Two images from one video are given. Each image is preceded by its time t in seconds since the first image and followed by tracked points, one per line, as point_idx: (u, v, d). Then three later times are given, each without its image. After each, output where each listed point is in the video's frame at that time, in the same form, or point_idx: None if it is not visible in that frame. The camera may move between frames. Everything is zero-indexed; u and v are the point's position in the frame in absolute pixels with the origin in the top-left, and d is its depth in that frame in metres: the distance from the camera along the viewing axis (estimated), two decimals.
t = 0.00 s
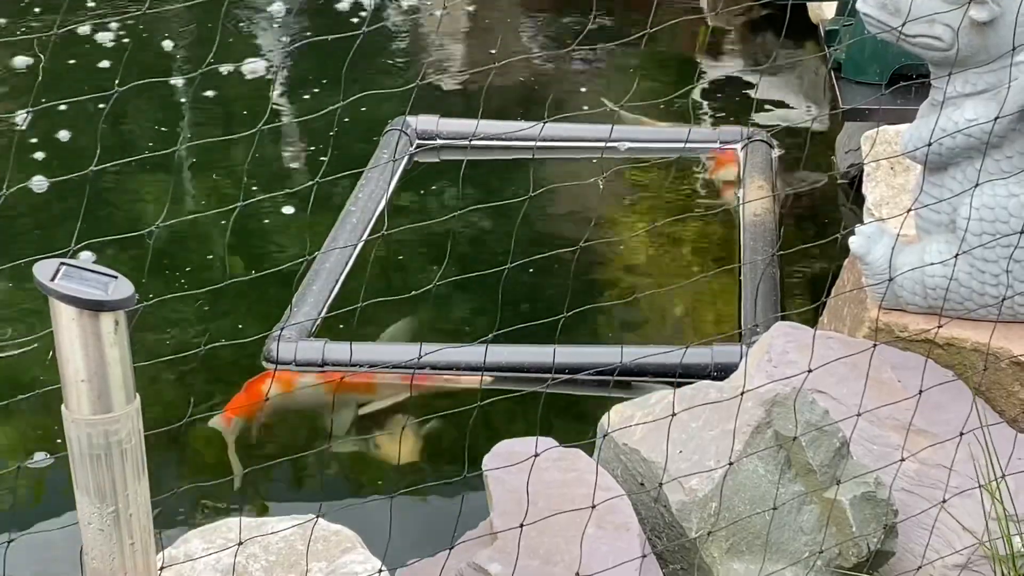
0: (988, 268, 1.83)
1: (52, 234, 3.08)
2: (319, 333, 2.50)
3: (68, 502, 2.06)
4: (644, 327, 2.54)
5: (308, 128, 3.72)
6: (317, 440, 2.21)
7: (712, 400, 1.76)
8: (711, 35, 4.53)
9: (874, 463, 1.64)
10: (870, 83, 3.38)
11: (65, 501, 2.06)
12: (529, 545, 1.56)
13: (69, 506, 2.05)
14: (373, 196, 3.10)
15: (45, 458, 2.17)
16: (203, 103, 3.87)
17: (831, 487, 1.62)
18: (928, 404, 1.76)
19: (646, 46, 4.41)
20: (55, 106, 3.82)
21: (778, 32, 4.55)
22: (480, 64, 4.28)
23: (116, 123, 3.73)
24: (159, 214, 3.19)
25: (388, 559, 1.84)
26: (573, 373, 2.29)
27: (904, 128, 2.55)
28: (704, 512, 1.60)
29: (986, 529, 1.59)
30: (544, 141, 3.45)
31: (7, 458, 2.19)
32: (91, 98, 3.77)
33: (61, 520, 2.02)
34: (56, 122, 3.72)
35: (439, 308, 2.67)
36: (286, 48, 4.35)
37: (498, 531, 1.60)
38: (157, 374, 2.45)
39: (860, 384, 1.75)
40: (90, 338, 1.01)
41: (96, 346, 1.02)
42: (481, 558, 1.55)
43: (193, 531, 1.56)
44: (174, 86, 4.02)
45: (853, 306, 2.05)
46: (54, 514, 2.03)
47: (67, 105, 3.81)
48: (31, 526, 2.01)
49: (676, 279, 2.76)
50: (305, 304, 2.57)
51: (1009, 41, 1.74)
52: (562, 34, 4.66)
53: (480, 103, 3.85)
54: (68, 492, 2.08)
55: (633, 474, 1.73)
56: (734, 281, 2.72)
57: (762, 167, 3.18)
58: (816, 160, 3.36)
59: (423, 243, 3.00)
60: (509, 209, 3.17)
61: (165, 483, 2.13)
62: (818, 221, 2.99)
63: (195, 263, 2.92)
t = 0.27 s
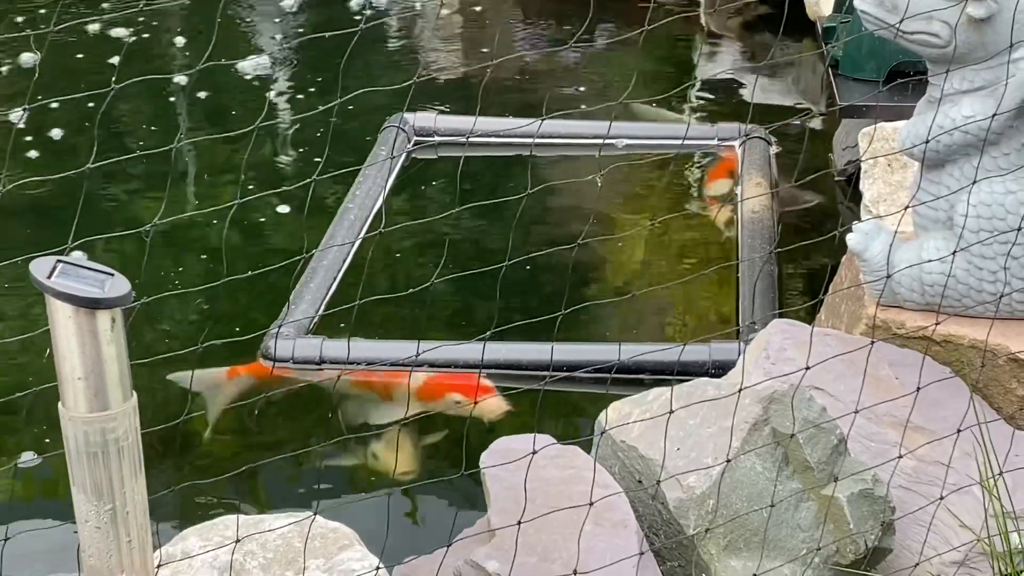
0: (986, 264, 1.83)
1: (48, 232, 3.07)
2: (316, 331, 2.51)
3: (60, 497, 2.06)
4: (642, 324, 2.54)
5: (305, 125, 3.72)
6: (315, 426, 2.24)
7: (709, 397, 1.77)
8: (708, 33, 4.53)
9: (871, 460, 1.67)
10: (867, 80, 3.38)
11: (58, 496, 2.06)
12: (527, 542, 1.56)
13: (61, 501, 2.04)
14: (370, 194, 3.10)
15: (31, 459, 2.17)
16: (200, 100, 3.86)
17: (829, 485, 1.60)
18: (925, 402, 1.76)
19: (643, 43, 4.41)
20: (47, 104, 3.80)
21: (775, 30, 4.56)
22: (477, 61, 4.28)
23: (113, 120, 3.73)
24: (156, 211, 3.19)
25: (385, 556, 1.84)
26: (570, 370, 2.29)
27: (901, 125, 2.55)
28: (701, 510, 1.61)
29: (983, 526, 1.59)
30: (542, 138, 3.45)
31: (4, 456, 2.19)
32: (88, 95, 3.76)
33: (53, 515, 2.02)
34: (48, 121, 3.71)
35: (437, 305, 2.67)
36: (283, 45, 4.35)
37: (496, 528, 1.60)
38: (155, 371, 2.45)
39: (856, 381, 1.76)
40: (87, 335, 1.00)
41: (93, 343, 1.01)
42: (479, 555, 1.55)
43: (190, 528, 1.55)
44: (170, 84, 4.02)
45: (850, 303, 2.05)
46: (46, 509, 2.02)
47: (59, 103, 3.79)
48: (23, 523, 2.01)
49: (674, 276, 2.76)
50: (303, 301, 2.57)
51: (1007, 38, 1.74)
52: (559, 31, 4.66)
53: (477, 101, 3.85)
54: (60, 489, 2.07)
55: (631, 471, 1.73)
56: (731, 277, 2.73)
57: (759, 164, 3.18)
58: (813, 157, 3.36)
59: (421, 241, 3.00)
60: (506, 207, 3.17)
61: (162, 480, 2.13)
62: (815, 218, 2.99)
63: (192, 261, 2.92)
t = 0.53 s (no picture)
0: (982, 261, 1.83)
1: (43, 230, 3.07)
2: (313, 328, 2.51)
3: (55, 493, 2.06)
4: (638, 321, 2.54)
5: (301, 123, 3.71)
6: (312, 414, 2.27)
7: (705, 394, 1.77)
8: (704, 29, 4.53)
9: (867, 456, 1.67)
10: (863, 77, 3.38)
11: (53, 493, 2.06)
12: (523, 539, 1.56)
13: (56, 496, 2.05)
14: (367, 191, 3.10)
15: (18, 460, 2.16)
16: (197, 98, 3.86)
17: (825, 482, 1.59)
18: (921, 398, 1.76)
19: (640, 40, 4.41)
20: (39, 101, 3.79)
21: (772, 26, 4.56)
22: (474, 58, 4.28)
23: (109, 118, 3.73)
24: (152, 209, 3.18)
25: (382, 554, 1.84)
26: (566, 367, 2.29)
27: (897, 122, 2.55)
28: (697, 507, 1.61)
29: (979, 523, 1.60)
30: (539, 134, 3.45)
31: None
32: (83, 91, 3.76)
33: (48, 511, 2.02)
34: (39, 119, 3.69)
35: (433, 302, 2.67)
36: (280, 42, 4.35)
37: (492, 526, 1.60)
38: (151, 368, 2.45)
39: (853, 377, 1.76)
40: (81, 332, 1.00)
41: (87, 341, 1.01)
42: (474, 552, 1.55)
43: (186, 525, 1.55)
44: (167, 81, 4.02)
45: (847, 299, 2.04)
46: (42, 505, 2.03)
47: (50, 101, 3.77)
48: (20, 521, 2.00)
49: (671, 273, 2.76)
50: (299, 298, 2.57)
51: (1004, 34, 1.74)
52: (556, 28, 4.66)
53: (474, 97, 3.85)
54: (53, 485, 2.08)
55: (627, 468, 1.73)
56: (727, 274, 2.73)
57: (757, 161, 3.18)
58: (810, 154, 3.36)
59: (417, 237, 2.99)
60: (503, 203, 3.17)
61: (158, 478, 2.13)
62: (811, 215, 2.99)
63: (189, 258, 2.92)
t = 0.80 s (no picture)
0: (978, 257, 1.83)
1: (40, 227, 3.06)
2: (310, 324, 2.50)
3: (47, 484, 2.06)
4: (635, 318, 2.54)
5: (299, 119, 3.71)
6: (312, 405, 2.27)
7: (702, 390, 1.76)
8: (702, 25, 4.53)
9: (864, 452, 1.67)
10: (861, 72, 3.38)
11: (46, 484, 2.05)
12: (519, 535, 1.56)
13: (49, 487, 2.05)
14: (364, 186, 3.10)
15: (1, 457, 2.14)
16: (193, 94, 3.86)
17: (822, 477, 1.61)
18: (918, 394, 1.76)
19: (637, 36, 4.41)
20: (33, 99, 3.78)
21: (769, 22, 4.56)
22: (471, 54, 4.28)
23: (106, 114, 3.72)
24: (149, 205, 3.18)
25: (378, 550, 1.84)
26: (563, 363, 2.29)
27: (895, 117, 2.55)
28: (695, 502, 1.60)
29: (976, 518, 1.60)
30: (536, 131, 3.45)
31: None
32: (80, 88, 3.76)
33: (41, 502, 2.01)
34: (32, 117, 3.67)
35: (431, 298, 2.67)
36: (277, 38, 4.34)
37: (489, 522, 1.60)
38: (148, 365, 2.45)
39: (850, 373, 1.76)
40: (77, 328, 1.00)
41: (84, 337, 1.01)
42: (471, 548, 1.55)
43: (183, 521, 1.55)
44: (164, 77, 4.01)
45: (843, 295, 2.05)
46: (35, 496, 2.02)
47: (44, 98, 3.75)
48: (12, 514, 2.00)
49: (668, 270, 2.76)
50: (296, 294, 2.57)
51: (1000, 30, 1.75)
52: (553, 24, 4.65)
53: (471, 94, 3.85)
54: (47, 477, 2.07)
55: (624, 464, 1.73)
56: (724, 270, 2.73)
57: (755, 157, 3.18)
58: (807, 150, 3.36)
59: (414, 234, 2.99)
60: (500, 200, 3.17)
61: (155, 474, 2.12)
62: (809, 211, 2.99)
63: (185, 255, 2.91)
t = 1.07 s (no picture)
0: (976, 253, 1.83)
1: (37, 224, 3.06)
2: (308, 319, 2.50)
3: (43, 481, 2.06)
4: (632, 313, 2.55)
5: (297, 115, 3.71)
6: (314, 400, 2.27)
7: (700, 385, 1.76)
8: (699, 22, 4.53)
9: (861, 448, 1.66)
10: (859, 68, 3.38)
11: (41, 483, 2.05)
12: (517, 531, 1.57)
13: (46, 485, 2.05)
14: (363, 182, 3.10)
15: None
16: (191, 90, 3.85)
17: (819, 473, 1.60)
18: (916, 389, 1.76)
19: (635, 32, 4.41)
20: (28, 96, 3.76)
21: (767, 17, 4.55)
22: (469, 50, 4.27)
23: (103, 110, 3.72)
24: (147, 201, 3.18)
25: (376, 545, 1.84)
26: (560, 360, 2.30)
27: (892, 113, 2.54)
28: (692, 498, 1.61)
29: (974, 513, 1.60)
30: (534, 126, 3.45)
31: None
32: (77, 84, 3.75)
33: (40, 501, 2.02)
34: (25, 114, 3.66)
35: (429, 294, 2.67)
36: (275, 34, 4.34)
37: (487, 517, 1.60)
38: (146, 361, 2.45)
39: (847, 369, 1.76)
40: (75, 324, 0.99)
41: (81, 332, 1.00)
42: (469, 543, 1.55)
43: (181, 517, 1.55)
44: (161, 73, 4.01)
45: (841, 291, 2.05)
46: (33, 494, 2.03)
47: (38, 95, 3.74)
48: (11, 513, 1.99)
49: (666, 265, 2.77)
50: (293, 290, 2.56)
51: (998, 25, 1.75)
52: (551, 20, 4.65)
53: (469, 89, 3.85)
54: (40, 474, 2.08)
55: (622, 460, 1.73)
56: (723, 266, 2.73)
57: (753, 153, 3.17)
58: (805, 146, 3.36)
59: (412, 230, 2.99)
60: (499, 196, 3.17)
61: (153, 470, 2.12)
62: (807, 206, 2.99)
63: (184, 251, 2.91)
